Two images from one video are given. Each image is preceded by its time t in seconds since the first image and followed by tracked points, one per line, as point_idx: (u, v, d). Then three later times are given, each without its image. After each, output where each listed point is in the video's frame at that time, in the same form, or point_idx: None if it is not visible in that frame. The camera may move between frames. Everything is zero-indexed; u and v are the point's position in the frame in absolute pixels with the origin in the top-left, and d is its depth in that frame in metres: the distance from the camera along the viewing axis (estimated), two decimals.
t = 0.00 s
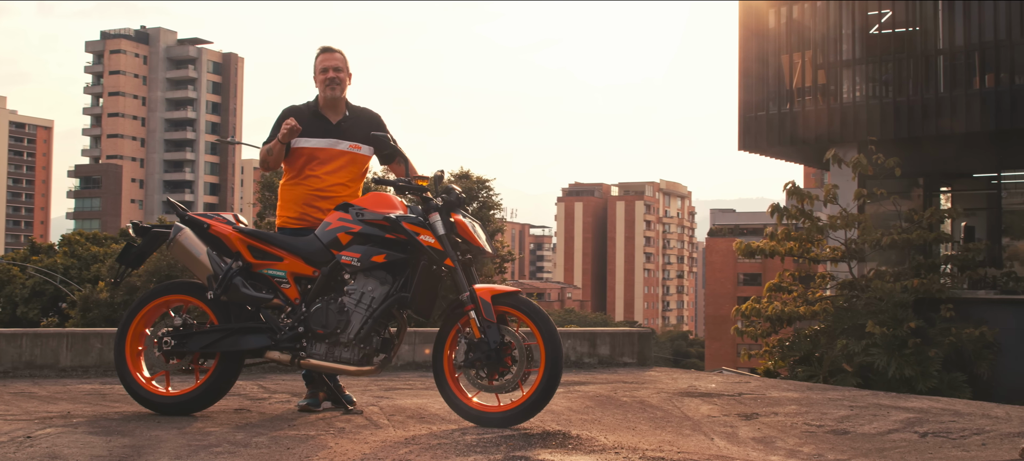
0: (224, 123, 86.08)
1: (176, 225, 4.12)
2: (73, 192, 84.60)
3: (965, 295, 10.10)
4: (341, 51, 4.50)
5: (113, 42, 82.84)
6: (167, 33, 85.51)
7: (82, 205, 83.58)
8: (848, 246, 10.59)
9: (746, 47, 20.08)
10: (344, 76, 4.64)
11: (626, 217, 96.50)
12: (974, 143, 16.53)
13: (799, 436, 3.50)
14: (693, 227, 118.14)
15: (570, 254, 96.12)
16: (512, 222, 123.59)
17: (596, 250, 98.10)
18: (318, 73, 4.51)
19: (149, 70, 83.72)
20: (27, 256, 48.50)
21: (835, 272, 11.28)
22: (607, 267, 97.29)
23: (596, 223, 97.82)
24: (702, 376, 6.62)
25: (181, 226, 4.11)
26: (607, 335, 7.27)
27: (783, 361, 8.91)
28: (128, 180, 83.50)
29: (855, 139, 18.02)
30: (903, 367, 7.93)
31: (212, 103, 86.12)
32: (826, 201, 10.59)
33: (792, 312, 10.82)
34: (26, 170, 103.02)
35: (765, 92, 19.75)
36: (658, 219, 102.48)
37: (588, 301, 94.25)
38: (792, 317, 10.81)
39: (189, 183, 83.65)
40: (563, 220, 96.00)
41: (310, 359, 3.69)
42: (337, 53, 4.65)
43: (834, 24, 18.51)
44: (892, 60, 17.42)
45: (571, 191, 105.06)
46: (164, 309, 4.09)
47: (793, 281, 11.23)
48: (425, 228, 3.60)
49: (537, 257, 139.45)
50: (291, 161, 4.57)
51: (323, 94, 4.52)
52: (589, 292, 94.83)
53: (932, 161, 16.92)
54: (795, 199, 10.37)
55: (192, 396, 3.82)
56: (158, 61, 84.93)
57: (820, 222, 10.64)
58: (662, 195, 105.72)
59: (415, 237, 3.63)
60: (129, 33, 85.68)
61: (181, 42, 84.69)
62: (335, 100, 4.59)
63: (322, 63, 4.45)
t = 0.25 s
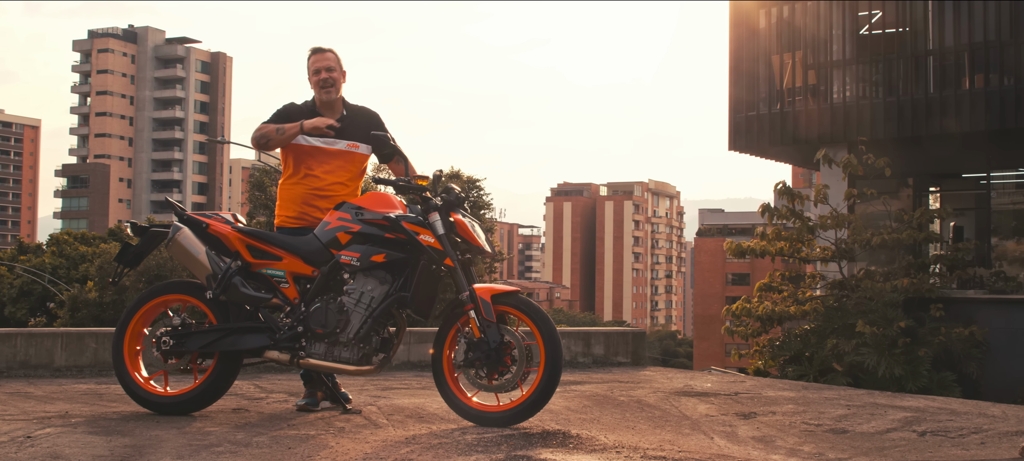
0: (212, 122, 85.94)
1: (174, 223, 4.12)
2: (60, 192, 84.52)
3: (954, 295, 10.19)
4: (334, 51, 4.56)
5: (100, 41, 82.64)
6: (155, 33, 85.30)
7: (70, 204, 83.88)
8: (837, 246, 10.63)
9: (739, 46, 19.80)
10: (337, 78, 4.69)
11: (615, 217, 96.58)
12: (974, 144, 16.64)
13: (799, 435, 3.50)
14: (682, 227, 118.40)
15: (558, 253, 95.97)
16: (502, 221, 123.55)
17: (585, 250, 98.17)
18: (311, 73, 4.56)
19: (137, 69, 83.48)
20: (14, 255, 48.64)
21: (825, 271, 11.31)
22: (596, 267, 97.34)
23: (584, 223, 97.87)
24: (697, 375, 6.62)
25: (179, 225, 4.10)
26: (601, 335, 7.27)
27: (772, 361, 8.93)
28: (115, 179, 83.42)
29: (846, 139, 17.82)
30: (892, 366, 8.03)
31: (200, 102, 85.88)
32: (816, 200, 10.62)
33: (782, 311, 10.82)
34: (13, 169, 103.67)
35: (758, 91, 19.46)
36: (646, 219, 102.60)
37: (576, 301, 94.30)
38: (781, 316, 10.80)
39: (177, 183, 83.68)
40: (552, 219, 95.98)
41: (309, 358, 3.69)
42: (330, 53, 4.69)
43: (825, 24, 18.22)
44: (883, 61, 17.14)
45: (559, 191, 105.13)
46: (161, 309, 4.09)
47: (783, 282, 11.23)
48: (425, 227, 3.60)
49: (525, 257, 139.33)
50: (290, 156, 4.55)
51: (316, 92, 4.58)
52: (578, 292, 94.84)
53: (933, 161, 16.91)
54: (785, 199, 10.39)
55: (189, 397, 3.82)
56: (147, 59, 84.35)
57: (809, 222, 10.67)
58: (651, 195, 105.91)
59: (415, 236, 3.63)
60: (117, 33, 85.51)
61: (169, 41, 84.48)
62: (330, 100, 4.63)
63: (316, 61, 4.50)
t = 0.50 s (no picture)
0: (204, 122, 85.98)
1: (177, 223, 4.11)
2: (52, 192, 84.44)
3: (946, 295, 10.26)
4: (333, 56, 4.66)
5: (93, 41, 82.67)
6: (148, 32, 85.30)
7: (62, 205, 83.72)
8: (832, 246, 10.65)
9: (732, 47, 19.41)
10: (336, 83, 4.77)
11: (608, 217, 96.65)
12: (974, 145, 16.57)
13: (801, 434, 3.52)
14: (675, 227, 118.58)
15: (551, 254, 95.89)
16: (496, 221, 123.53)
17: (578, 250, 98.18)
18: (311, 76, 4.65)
19: (129, 68, 83.45)
20: (7, 255, 48.38)
21: (820, 271, 11.33)
22: (590, 267, 97.37)
23: (577, 223, 97.89)
24: (695, 375, 6.63)
25: (181, 224, 4.10)
26: (600, 335, 7.27)
27: (768, 360, 8.95)
28: (108, 179, 83.33)
29: (841, 138, 17.63)
30: (887, 365, 8.07)
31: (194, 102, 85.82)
32: (811, 201, 10.63)
33: (777, 311, 10.81)
34: (6, 169, 103.44)
35: (752, 92, 19.07)
36: (639, 219, 102.73)
37: (570, 301, 94.29)
38: (777, 316, 10.80)
39: (170, 183, 83.62)
40: (545, 219, 95.96)
41: (311, 358, 3.68)
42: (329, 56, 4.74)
43: (818, 24, 18.10)
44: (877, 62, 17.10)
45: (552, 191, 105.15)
46: (163, 309, 4.08)
47: (778, 281, 11.22)
48: (428, 227, 3.60)
49: (519, 257, 139.32)
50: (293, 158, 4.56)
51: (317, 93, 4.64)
52: (571, 292, 94.83)
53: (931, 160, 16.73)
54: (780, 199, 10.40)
55: (191, 397, 3.82)
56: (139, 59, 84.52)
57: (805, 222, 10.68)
58: (644, 196, 106.01)
59: (418, 235, 3.63)
60: (109, 33, 85.50)
61: (162, 41, 84.50)
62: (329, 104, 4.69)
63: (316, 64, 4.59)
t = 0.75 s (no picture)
0: (199, 122, 86.02)
1: (181, 223, 4.12)
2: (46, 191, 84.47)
3: (943, 294, 10.31)
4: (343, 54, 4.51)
5: (88, 40, 82.66)
6: (143, 31, 85.17)
7: (57, 204, 83.69)
8: (829, 246, 10.66)
9: (725, 47, 18.68)
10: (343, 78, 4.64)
11: (604, 216, 96.70)
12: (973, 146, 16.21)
13: (805, 434, 3.53)
14: (670, 227, 118.63)
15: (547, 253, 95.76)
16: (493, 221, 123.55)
17: (574, 250, 98.19)
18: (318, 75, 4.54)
19: (124, 67, 83.37)
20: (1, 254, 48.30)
21: (817, 271, 11.32)
22: (585, 266, 97.40)
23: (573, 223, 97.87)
24: (694, 374, 6.64)
25: (186, 224, 4.11)
26: (600, 335, 7.28)
27: (765, 360, 8.93)
28: (103, 178, 83.40)
29: (837, 139, 16.99)
30: (884, 365, 8.10)
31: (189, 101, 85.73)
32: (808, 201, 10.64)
33: (774, 310, 10.78)
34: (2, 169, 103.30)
35: (746, 93, 18.40)
36: (635, 219, 102.83)
37: (565, 301, 94.31)
38: (774, 316, 10.76)
39: (165, 182, 83.82)
40: (541, 219, 95.89)
41: (317, 358, 3.69)
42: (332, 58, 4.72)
43: (814, 24, 17.37)
44: (873, 63, 16.52)
45: (548, 191, 105.17)
46: (167, 309, 4.08)
47: (775, 281, 11.20)
48: (433, 227, 3.60)
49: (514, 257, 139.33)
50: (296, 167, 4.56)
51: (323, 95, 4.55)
52: (567, 292, 94.82)
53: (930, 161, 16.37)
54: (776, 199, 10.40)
55: (196, 396, 3.82)
56: (133, 59, 84.24)
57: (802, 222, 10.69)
58: (639, 195, 106.12)
59: (423, 236, 3.63)
60: (104, 32, 85.34)
61: (157, 40, 84.37)
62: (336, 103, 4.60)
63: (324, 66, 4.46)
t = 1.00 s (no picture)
0: (195, 121, 86.06)
1: (185, 223, 4.12)
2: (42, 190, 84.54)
3: (941, 295, 10.32)
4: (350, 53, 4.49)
5: (83, 40, 82.76)
6: (139, 31, 85.31)
7: (52, 203, 83.72)
8: (826, 245, 10.66)
9: (722, 46, 18.61)
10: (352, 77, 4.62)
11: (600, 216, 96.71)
12: (973, 147, 16.07)
13: (811, 434, 3.53)
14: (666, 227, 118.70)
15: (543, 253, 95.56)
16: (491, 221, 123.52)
17: (570, 249, 98.15)
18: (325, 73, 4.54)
19: (119, 67, 83.43)
20: None
21: (815, 271, 11.31)
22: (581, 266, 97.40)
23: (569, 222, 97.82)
24: (696, 374, 6.63)
25: (189, 225, 4.11)
26: (601, 335, 7.28)
27: (762, 359, 8.90)
28: (98, 178, 83.47)
29: (833, 140, 16.99)
30: (882, 365, 8.14)
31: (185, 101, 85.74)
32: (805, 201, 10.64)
33: (772, 310, 10.78)
34: None
35: (744, 92, 18.36)
36: (631, 219, 102.86)
37: (561, 300, 94.32)
38: (772, 316, 10.76)
39: (160, 182, 83.79)
40: (537, 218, 95.74)
41: (322, 357, 3.69)
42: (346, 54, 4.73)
43: (812, 25, 17.27)
44: (871, 64, 16.46)
45: (544, 191, 105.17)
46: (172, 309, 4.09)
47: (773, 281, 11.19)
48: (438, 227, 3.61)
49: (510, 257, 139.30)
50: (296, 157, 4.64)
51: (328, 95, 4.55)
52: (563, 291, 94.79)
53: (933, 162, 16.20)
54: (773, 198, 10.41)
55: (202, 395, 3.83)
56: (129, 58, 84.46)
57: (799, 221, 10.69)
58: (635, 195, 106.22)
59: (428, 236, 3.63)
60: (100, 31, 85.44)
61: (153, 39, 84.47)
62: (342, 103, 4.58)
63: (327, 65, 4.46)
